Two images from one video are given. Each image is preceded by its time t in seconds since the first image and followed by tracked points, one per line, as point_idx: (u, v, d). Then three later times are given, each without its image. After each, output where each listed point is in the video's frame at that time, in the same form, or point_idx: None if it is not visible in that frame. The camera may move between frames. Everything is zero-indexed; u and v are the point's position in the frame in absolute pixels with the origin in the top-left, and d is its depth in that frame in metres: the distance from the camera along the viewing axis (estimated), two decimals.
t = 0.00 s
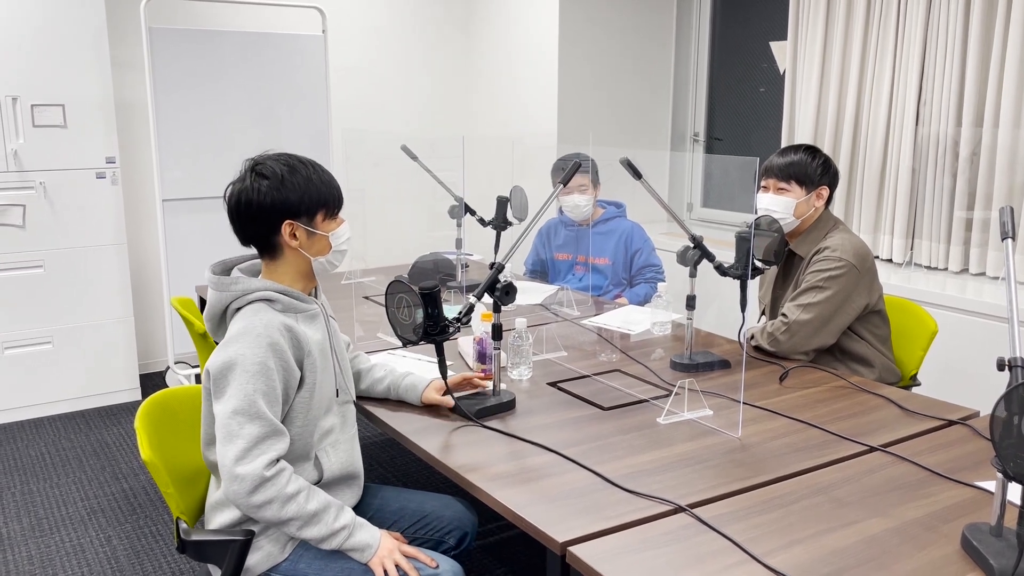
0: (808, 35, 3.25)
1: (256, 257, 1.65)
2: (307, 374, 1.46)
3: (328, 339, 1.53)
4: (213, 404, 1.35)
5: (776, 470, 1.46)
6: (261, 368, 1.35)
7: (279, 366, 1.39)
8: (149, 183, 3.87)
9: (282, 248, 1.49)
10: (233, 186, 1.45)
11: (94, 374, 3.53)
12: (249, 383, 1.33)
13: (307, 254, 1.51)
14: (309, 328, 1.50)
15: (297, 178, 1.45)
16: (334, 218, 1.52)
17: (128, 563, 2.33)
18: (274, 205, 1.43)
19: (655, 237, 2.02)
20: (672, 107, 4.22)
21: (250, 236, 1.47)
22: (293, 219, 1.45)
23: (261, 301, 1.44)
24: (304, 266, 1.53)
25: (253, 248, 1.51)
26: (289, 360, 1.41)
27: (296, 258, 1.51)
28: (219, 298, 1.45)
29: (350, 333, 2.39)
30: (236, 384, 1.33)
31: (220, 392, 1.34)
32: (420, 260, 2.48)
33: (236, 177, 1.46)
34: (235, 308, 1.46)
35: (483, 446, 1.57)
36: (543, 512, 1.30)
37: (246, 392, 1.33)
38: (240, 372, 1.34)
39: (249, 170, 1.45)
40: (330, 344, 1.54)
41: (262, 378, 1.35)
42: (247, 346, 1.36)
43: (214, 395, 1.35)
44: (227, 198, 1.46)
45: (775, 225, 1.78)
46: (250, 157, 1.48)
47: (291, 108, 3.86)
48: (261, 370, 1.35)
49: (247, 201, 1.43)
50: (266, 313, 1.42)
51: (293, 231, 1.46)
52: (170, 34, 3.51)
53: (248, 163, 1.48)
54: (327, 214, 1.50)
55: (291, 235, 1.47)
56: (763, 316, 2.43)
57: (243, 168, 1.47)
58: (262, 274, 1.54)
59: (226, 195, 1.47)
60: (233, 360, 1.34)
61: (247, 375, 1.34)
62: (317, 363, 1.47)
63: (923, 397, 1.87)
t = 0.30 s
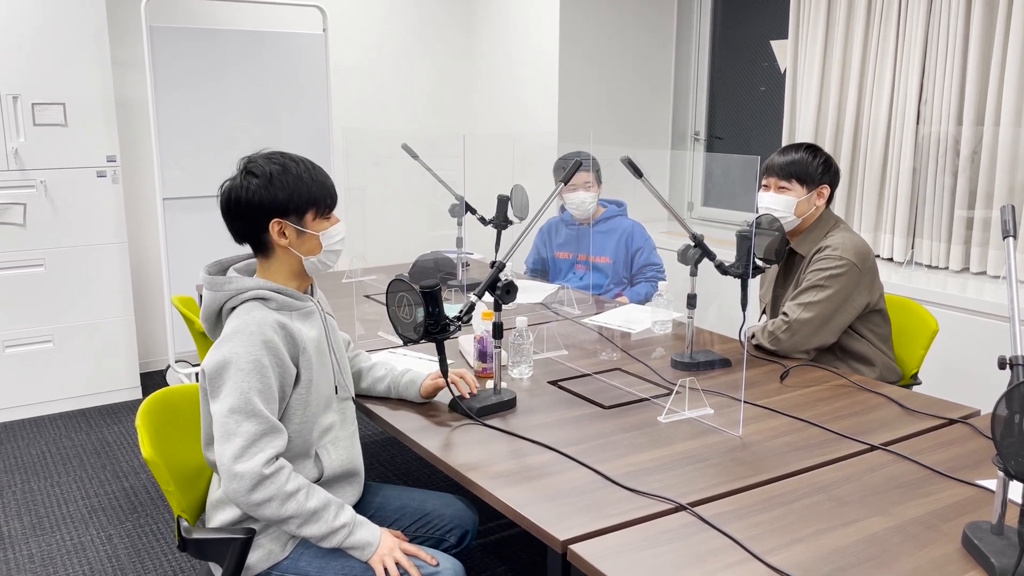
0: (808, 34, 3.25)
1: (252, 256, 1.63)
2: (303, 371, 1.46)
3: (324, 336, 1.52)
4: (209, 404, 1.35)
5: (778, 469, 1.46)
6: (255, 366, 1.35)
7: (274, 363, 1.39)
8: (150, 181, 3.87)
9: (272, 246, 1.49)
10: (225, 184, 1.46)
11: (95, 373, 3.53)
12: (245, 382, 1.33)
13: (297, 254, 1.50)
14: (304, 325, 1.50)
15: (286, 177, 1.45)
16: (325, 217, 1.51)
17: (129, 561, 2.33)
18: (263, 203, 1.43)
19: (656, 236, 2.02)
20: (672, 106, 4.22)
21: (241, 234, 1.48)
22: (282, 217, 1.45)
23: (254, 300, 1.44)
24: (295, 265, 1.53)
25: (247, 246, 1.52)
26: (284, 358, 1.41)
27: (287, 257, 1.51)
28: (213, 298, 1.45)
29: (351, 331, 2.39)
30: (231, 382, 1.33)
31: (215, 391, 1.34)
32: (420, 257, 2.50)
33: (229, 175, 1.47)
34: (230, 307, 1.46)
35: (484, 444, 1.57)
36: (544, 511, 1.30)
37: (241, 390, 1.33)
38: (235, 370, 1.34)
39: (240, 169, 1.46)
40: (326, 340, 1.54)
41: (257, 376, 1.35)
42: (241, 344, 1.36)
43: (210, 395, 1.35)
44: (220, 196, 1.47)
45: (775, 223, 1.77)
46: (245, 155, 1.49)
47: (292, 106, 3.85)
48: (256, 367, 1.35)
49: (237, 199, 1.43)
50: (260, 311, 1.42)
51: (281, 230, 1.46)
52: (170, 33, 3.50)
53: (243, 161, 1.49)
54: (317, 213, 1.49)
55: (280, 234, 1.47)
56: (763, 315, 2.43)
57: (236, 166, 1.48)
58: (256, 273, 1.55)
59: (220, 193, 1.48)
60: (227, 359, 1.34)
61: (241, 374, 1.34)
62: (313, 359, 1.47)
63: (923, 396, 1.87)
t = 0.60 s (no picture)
0: (808, 34, 3.25)
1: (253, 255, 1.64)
2: (297, 369, 1.46)
3: (319, 334, 1.53)
4: (203, 403, 1.36)
5: (777, 469, 1.46)
6: (247, 363, 1.35)
7: (266, 360, 1.39)
8: (150, 181, 3.87)
9: (257, 248, 1.51)
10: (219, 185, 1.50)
11: (95, 372, 3.54)
12: (237, 379, 1.34)
13: (278, 256, 1.50)
14: (298, 324, 1.50)
15: (261, 180, 1.44)
16: (304, 221, 1.48)
17: (129, 560, 2.33)
18: (239, 206, 1.45)
19: (656, 236, 2.02)
20: (672, 106, 4.22)
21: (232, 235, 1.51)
22: (258, 221, 1.46)
23: (249, 298, 1.44)
24: (280, 268, 1.52)
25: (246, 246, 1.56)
26: (276, 355, 1.41)
27: (271, 259, 1.51)
28: (210, 297, 1.46)
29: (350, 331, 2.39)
30: (224, 381, 1.33)
31: (208, 391, 1.34)
32: (420, 257, 2.50)
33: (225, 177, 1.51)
34: (227, 306, 1.46)
35: (483, 444, 1.57)
36: (544, 511, 1.30)
37: (234, 387, 1.33)
38: (226, 368, 1.34)
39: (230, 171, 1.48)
40: (321, 339, 1.54)
41: (249, 374, 1.35)
42: (231, 343, 1.36)
43: (203, 394, 1.35)
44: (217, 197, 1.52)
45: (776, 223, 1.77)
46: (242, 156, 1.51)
47: (292, 106, 3.86)
48: (247, 365, 1.35)
49: (222, 201, 1.46)
50: (252, 310, 1.42)
51: (258, 232, 1.47)
52: (170, 33, 3.50)
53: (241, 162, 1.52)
54: (294, 216, 1.46)
55: (258, 236, 1.47)
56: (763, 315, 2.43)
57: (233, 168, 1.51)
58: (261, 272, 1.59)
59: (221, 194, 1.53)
60: (219, 358, 1.35)
61: (234, 372, 1.34)
62: (306, 357, 1.47)
63: (922, 396, 1.87)
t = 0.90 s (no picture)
0: (807, 34, 3.25)
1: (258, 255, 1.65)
2: (300, 370, 1.46)
3: (323, 336, 1.53)
4: (206, 402, 1.35)
5: (776, 468, 1.46)
6: (251, 363, 1.35)
7: (270, 361, 1.39)
8: (149, 181, 3.87)
9: (261, 247, 1.51)
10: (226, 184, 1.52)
11: (94, 372, 3.53)
12: (240, 379, 1.33)
13: (281, 255, 1.50)
14: (302, 324, 1.50)
15: (265, 178, 1.44)
16: (307, 220, 1.48)
17: (128, 560, 2.33)
18: (242, 204, 1.45)
19: (656, 236, 2.02)
20: (672, 106, 4.22)
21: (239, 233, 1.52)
22: (261, 219, 1.46)
23: (254, 297, 1.44)
24: (283, 267, 1.52)
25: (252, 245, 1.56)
26: (280, 355, 1.41)
27: (274, 258, 1.51)
28: (215, 295, 1.45)
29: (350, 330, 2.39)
30: (227, 380, 1.33)
31: (212, 390, 1.34)
32: (420, 257, 2.49)
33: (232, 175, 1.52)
34: (231, 305, 1.46)
35: (483, 444, 1.57)
36: (544, 511, 1.30)
37: (238, 387, 1.33)
38: (230, 368, 1.34)
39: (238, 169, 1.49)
40: (325, 340, 1.54)
41: (253, 374, 1.35)
42: (236, 342, 1.36)
43: (206, 393, 1.35)
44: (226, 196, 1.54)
45: (775, 223, 1.79)
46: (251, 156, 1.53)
47: (291, 106, 3.85)
48: (251, 365, 1.35)
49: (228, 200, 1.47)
50: (257, 309, 1.42)
51: (261, 230, 1.47)
52: (170, 32, 3.50)
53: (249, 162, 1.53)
54: (296, 216, 1.46)
55: (260, 234, 1.47)
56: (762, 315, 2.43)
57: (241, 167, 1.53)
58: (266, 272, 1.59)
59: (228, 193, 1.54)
60: (223, 357, 1.34)
61: (237, 371, 1.34)
62: (310, 358, 1.47)
63: (922, 396, 1.86)
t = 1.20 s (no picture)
0: (806, 33, 3.25)
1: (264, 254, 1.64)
2: (303, 371, 1.45)
3: (326, 337, 1.52)
4: (208, 401, 1.35)
5: (776, 468, 1.46)
6: (254, 364, 1.35)
7: (273, 362, 1.39)
8: (148, 181, 3.86)
9: (272, 247, 1.50)
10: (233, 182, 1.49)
11: (92, 371, 3.53)
12: (243, 379, 1.33)
13: (293, 257, 1.49)
14: (306, 326, 1.49)
15: (280, 179, 1.43)
16: (321, 221, 1.48)
17: (127, 560, 2.33)
18: (254, 204, 1.44)
19: (655, 235, 2.02)
20: (671, 105, 4.22)
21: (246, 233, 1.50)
22: (274, 219, 1.45)
23: (259, 298, 1.44)
24: (293, 267, 1.52)
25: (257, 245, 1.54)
26: (283, 356, 1.40)
27: (285, 258, 1.51)
28: (220, 294, 1.45)
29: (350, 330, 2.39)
30: (229, 380, 1.33)
31: (214, 389, 1.34)
32: (418, 257, 2.49)
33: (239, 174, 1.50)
34: (235, 304, 1.45)
35: (482, 444, 1.57)
36: (543, 510, 1.30)
37: (240, 388, 1.33)
38: (233, 368, 1.34)
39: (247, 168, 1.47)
40: (328, 342, 1.54)
41: (255, 374, 1.35)
42: (240, 342, 1.35)
43: (208, 392, 1.35)
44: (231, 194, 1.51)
45: (775, 223, 1.81)
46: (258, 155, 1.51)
47: (290, 106, 3.85)
48: (254, 366, 1.35)
49: (238, 200, 1.45)
50: (261, 310, 1.41)
51: (274, 231, 1.46)
52: (169, 31, 3.50)
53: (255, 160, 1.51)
54: (311, 217, 1.46)
55: (273, 235, 1.46)
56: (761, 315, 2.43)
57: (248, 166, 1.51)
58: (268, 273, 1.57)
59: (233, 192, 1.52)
60: (226, 357, 1.34)
61: (240, 372, 1.34)
62: (313, 359, 1.47)
63: (921, 396, 1.86)
